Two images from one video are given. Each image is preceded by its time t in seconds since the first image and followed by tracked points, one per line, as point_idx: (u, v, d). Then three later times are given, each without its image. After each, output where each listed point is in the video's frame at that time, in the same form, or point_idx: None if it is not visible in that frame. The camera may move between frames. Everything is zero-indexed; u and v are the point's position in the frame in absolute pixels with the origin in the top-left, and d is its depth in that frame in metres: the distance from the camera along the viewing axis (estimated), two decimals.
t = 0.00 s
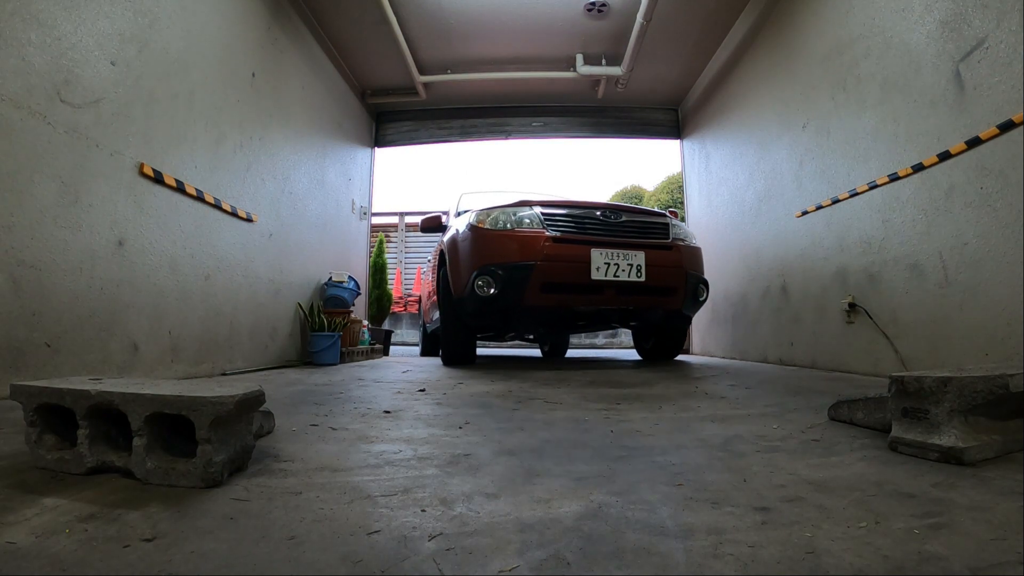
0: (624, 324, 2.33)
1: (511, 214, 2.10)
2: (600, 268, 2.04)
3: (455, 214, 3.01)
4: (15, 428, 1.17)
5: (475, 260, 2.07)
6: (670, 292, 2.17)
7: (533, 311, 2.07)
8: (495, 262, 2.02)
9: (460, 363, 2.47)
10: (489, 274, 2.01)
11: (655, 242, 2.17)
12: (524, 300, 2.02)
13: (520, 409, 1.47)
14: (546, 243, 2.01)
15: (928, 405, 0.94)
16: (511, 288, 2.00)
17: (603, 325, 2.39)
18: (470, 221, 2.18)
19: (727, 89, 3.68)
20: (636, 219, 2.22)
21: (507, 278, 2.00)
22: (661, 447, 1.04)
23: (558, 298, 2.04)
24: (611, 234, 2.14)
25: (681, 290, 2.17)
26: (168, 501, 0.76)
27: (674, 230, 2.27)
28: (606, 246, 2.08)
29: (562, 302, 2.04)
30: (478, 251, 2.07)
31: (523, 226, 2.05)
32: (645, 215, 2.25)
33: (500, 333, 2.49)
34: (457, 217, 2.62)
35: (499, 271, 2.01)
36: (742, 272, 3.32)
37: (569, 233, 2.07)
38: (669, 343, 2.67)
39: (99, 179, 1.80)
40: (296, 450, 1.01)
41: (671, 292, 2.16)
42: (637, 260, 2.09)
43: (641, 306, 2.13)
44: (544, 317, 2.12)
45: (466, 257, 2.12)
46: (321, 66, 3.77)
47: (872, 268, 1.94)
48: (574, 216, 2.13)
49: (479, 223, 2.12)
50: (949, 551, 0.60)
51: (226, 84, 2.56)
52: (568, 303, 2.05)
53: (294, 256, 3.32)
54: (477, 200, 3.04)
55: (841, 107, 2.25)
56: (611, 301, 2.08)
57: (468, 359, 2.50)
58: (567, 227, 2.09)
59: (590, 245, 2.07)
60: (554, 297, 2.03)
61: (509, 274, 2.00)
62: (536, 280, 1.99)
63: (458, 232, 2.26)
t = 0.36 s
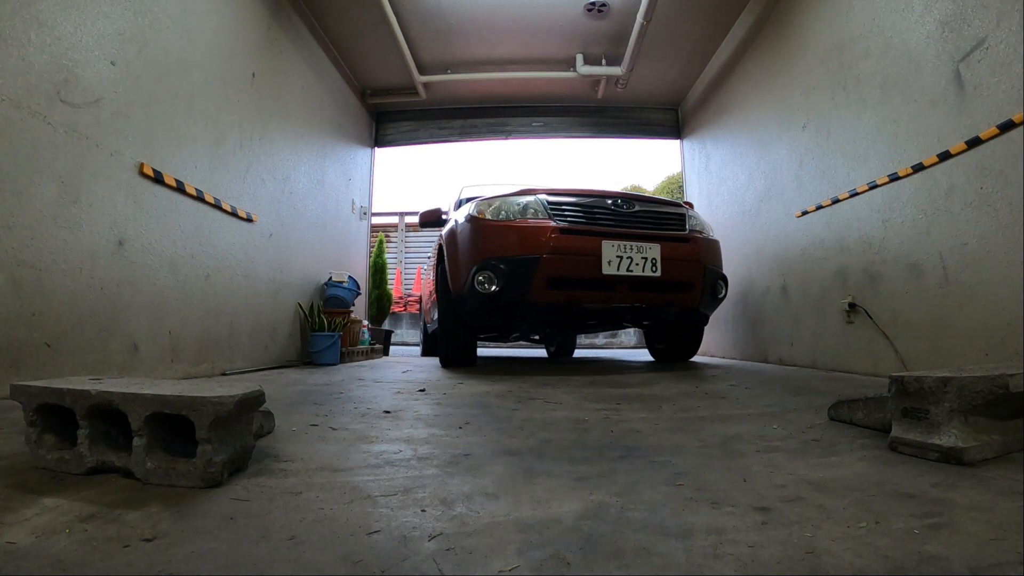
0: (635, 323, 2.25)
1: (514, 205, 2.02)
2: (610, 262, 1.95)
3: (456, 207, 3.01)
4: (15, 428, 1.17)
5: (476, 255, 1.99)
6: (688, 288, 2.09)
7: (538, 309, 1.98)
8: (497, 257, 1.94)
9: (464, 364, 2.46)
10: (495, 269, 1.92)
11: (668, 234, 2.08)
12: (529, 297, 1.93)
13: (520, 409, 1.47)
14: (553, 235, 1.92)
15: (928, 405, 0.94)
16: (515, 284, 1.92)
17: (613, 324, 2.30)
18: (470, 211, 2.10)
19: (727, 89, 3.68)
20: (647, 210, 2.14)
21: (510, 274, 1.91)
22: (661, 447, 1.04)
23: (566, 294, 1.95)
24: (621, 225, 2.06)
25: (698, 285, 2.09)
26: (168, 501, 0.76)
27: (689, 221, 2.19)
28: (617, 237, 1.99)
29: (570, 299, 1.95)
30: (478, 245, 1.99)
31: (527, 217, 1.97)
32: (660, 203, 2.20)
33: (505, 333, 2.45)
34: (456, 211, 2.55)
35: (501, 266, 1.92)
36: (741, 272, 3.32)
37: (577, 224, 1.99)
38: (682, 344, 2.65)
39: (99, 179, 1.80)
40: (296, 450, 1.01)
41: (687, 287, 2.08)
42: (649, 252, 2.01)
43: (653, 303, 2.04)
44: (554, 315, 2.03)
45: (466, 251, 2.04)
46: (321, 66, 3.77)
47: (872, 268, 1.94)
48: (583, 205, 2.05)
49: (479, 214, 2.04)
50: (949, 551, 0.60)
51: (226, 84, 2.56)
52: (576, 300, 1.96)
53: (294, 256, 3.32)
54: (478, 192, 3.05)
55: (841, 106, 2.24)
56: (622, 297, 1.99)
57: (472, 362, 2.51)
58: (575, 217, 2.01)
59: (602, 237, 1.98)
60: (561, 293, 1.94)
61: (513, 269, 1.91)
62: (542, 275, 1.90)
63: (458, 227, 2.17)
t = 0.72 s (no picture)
0: (649, 321, 2.12)
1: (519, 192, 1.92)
2: (622, 252, 1.82)
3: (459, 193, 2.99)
4: (15, 428, 1.17)
5: (477, 246, 1.88)
6: (707, 282, 1.96)
7: (544, 305, 1.86)
8: (500, 248, 1.82)
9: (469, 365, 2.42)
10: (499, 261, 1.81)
11: (683, 224, 1.95)
12: (534, 292, 1.81)
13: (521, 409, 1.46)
14: (559, 224, 1.80)
15: (927, 405, 0.95)
16: (518, 278, 1.81)
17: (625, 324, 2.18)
18: (471, 199, 2.00)
19: (727, 89, 3.68)
20: (660, 199, 2.01)
21: (513, 267, 1.80)
22: (661, 448, 1.03)
23: (575, 289, 1.82)
24: (634, 214, 1.94)
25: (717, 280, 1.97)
26: (168, 501, 0.76)
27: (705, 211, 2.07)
28: (630, 227, 1.87)
29: (579, 294, 1.83)
30: (479, 236, 1.88)
31: (532, 204, 1.86)
32: (674, 189, 2.09)
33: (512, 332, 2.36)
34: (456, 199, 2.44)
35: (503, 258, 1.81)
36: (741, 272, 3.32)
37: (586, 212, 1.87)
38: (700, 344, 2.57)
39: (99, 179, 1.80)
40: (296, 450, 1.02)
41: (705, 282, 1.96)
42: (664, 243, 1.88)
43: (668, 299, 1.91)
44: (563, 312, 1.91)
45: (466, 243, 1.93)
46: (321, 66, 3.78)
47: (872, 269, 1.94)
48: (593, 191, 1.94)
49: (480, 202, 1.94)
50: (949, 551, 0.60)
51: (226, 84, 2.56)
52: (586, 295, 1.84)
53: (294, 256, 3.32)
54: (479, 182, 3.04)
55: (841, 106, 2.24)
56: (635, 292, 1.86)
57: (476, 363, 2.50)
58: (584, 204, 1.89)
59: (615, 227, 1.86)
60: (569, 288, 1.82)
61: (516, 261, 1.80)
62: (548, 268, 1.78)
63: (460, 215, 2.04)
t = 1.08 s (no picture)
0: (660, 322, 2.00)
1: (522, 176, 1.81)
2: (632, 245, 1.71)
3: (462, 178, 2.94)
4: (15, 428, 1.17)
5: (474, 238, 1.76)
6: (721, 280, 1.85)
7: (548, 304, 1.74)
8: (498, 239, 1.70)
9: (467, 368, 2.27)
10: (500, 255, 1.69)
11: (696, 215, 1.84)
12: (536, 288, 1.69)
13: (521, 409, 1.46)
14: (564, 213, 1.68)
15: (928, 405, 0.94)
16: (519, 273, 1.68)
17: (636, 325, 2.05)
18: (468, 187, 1.89)
19: (727, 89, 3.68)
20: (670, 188, 1.90)
21: (513, 260, 1.68)
22: (661, 448, 1.03)
23: (583, 286, 1.70)
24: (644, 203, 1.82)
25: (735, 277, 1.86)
26: (168, 501, 0.76)
27: (720, 203, 1.96)
28: (640, 217, 1.75)
29: (585, 291, 1.70)
30: (476, 227, 1.77)
31: (535, 191, 1.75)
32: (686, 178, 1.98)
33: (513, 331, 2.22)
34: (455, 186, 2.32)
35: (501, 250, 1.69)
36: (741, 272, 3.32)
37: (593, 200, 1.75)
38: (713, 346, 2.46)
39: (99, 179, 1.80)
40: (296, 450, 1.02)
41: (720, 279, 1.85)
42: (676, 235, 1.77)
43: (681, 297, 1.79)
44: (570, 312, 1.78)
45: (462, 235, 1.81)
46: (321, 66, 3.78)
47: (872, 269, 1.94)
48: (600, 177, 1.83)
49: (479, 190, 1.83)
50: (949, 551, 0.60)
51: (226, 84, 2.55)
52: (593, 292, 1.71)
53: (294, 256, 3.32)
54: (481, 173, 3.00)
55: (841, 106, 2.25)
56: (646, 289, 1.74)
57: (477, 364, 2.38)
58: (592, 191, 1.78)
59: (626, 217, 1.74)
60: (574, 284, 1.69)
61: (515, 254, 1.68)
62: (552, 262, 1.66)
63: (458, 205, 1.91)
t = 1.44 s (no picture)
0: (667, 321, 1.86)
1: (514, 162, 1.69)
2: (635, 235, 1.57)
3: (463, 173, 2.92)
4: (15, 428, 1.17)
5: (463, 228, 1.63)
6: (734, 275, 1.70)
7: (544, 300, 1.60)
8: (489, 229, 1.58)
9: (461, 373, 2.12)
10: (489, 247, 1.56)
11: (706, 204, 1.68)
12: (529, 283, 1.55)
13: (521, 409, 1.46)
14: (559, 199, 1.54)
15: (928, 405, 0.94)
16: (510, 266, 1.55)
17: (641, 324, 1.92)
18: (458, 175, 1.77)
19: (727, 89, 3.68)
20: (678, 174, 1.76)
21: (504, 251, 1.55)
22: (661, 448, 1.03)
23: (580, 280, 1.56)
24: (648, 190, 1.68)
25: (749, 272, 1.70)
26: (168, 501, 0.76)
27: (734, 192, 1.81)
28: (644, 205, 1.61)
29: (584, 286, 1.56)
30: (465, 216, 1.64)
31: (529, 177, 1.62)
32: (697, 165, 1.83)
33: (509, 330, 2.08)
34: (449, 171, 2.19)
35: (490, 242, 1.56)
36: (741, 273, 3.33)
37: (593, 186, 1.61)
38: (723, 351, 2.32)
39: (99, 179, 1.80)
40: (296, 450, 1.02)
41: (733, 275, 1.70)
42: (684, 224, 1.62)
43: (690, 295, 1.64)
44: (568, 310, 1.65)
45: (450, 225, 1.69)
46: (321, 66, 3.78)
47: (872, 269, 1.95)
48: (600, 162, 1.70)
49: (469, 176, 1.71)
50: (948, 551, 0.60)
51: (225, 84, 2.55)
52: (591, 288, 1.57)
53: (294, 256, 3.32)
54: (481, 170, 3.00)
55: (841, 107, 2.25)
56: (651, 284, 1.60)
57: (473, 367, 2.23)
58: (590, 176, 1.65)
59: (627, 205, 1.60)
60: (571, 279, 1.55)
61: (507, 245, 1.55)
62: (547, 253, 1.52)
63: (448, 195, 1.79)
